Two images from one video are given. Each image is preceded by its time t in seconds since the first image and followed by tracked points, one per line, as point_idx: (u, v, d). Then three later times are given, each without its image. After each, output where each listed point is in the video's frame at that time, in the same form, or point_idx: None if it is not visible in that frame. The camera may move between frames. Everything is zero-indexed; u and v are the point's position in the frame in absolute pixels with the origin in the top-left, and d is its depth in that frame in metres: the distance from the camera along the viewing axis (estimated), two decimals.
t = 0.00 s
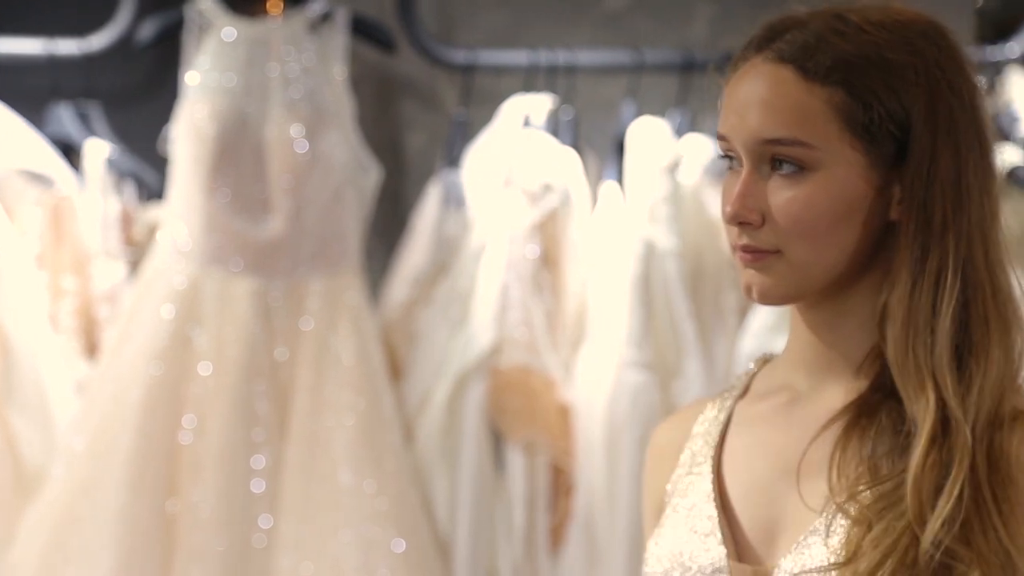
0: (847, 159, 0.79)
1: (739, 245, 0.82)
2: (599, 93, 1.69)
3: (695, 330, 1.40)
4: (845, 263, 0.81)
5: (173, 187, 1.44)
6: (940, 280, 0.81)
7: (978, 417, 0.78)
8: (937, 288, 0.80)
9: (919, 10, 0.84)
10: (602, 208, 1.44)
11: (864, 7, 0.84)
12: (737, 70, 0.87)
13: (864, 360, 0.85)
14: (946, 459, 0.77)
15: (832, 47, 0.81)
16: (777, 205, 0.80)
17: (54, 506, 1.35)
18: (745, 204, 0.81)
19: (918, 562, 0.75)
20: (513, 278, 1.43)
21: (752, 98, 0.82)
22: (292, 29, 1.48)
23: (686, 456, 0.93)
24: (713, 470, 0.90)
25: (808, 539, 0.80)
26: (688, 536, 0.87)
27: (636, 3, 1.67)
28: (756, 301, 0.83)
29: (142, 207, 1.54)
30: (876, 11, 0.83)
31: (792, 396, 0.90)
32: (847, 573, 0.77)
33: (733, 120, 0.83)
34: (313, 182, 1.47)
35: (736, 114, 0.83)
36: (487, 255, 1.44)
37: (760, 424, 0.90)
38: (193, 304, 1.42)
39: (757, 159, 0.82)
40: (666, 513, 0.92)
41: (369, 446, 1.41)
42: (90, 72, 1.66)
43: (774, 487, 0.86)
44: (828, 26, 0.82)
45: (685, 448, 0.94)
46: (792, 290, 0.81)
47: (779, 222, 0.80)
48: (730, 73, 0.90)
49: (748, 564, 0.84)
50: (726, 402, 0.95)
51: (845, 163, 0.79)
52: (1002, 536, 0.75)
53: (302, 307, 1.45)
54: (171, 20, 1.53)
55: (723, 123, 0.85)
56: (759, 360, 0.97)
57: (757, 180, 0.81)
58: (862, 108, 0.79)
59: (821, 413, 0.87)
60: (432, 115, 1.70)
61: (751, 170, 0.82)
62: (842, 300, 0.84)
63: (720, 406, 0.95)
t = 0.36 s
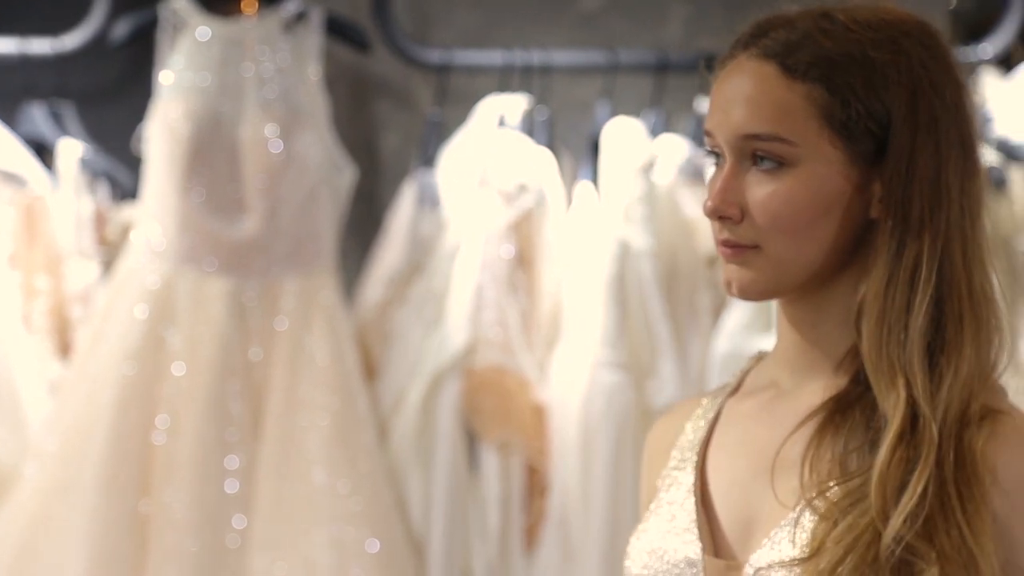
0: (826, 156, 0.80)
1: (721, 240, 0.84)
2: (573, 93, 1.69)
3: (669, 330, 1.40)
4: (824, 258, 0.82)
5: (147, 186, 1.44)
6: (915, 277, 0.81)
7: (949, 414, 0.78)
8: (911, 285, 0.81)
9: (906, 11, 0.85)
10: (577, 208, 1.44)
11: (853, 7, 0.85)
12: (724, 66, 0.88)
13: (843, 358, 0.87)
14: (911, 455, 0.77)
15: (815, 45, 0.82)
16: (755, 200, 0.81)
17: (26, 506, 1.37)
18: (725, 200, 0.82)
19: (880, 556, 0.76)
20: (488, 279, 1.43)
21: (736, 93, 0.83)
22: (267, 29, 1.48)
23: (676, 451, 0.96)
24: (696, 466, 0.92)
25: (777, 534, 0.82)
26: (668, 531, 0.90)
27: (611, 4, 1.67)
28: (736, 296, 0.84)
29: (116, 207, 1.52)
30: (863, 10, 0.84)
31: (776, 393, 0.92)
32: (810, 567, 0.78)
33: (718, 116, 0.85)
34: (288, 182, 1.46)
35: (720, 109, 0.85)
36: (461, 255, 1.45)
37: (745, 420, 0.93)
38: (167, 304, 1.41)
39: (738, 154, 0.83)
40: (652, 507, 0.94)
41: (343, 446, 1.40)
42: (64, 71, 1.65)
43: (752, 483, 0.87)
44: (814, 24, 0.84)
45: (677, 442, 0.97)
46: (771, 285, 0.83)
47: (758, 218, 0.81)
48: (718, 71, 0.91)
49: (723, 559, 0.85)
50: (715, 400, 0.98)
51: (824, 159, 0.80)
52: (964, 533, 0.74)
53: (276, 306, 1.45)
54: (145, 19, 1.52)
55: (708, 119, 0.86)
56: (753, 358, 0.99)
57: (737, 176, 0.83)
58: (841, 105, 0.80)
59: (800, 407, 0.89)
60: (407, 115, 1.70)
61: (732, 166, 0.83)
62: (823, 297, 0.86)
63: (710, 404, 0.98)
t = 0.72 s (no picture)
0: (803, 149, 0.81)
1: (697, 231, 0.85)
2: (543, 92, 1.69)
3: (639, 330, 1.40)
4: (799, 251, 0.83)
5: (114, 185, 1.43)
6: (887, 272, 0.82)
7: (914, 408, 0.79)
8: (883, 280, 0.82)
9: (887, 6, 0.86)
10: (548, 208, 1.44)
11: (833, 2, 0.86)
12: (703, 59, 0.89)
13: (817, 351, 0.88)
14: (873, 449, 0.78)
15: (794, 38, 0.83)
16: (730, 192, 0.82)
17: None
18: (701, 191, 0.83)
19: (838, 551, 0.77)
20: (458, 278, 1.43)
21: (715, 85, 0.84)
22: (234, 27, 1.47)
23: (659, 447, 0.96)
24: (674, 463, 0.92)
25: (742, 530, 0.83)
26: (642, 528, 0.90)
27: (580, 3, 1.68)
28: (711, 288, 0.85)
29: (83, 207, 1.50)
30: (843, 6, 0.85)
31: (754, 386, 0.93)
32: (771, 563, 0.79)
33: (696, 108, 0.85)
34: (256, 181, 1.45)
35: (699, 101, 0.85)
36: (431, 254, 1.45)
37: (723, 415, 0.93)
38: (134, 304, 1.40)
39: (716, 146, 0.84)
40: (632, 503, 0.94)
41: (311, 447, 1.39)
42: (28, 70, 1.63)
43: (723, 479, 0.88)
44: (794, 19, 0.84)
45: (661, 438, 0.97)
46: (745, 277, 0.83)
47: (734, 210, 0.82)
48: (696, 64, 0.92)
49: (693, 555, 0.86)
50: (699, 392, 0.99)
51: (799, 152, 0.81)
52: (921, 528, 0.75)
53: (243, 307, 1.44)
54: (111, 17, 1.51)
55: (687, 112, 0.87)
56: (737, 352, 1.00)
57: (714, 168, 0.83)
58: (817, 98, 0.81)
59: (774, 400, 0.90)
60: (377, 114, 1.70)
61: (709, 158, 0.84)
62: (798, 289, 0.86)
63: (695, 396, 0.99)
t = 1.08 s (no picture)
0: (771, 155, 0.82)
1: (667, 237, 0.85)
2: (511, 92, 1.69)
3: (608, 330, 1.41)
4: (768, 255, 0.84)
5: (80, 185, 1.41)
6: (857, 275, 0.83)
7: (888, 409, 0.80)
8: (853, 283, 0.83)
9: (848, 9, 0.87)
10: (516, 210, 1.44)
11: (795, 6, 0.87)
12: (667, 66, 0.89)
13: (785, 353, 0.89)
14: (851, 452, 0.79)
15: (758, 44, 0.84)
16: (700, 199, 0.83)
17: None
18: (671, 198, 0.83)
19: (816, 551, 0.77)
20: (426, 278, 1.43)
21: (680, 92, 0.85)
22: (201, 26, 1.46)
23: (619, 446, 0.96)
24: (637, 462, 0.93)
25: (714, 530, 0.83)
26: (606, 528, 0.90)
27: (548, 4, 1.68)
28: (682, 293, 0.86)
29: (49, 207, 1.49)
30: (805, 9, 0.86)
31: (717, 388, 0.94)
32: (748, 562, 0.79)
33: (663, 115, 0.86)
34: (224, 182, 1.44)
35: (665, 109, 0.86)
36: (401, 254, 1.45)
37: (686, 415, 0.94)
38: (100, 304, 1.39)
39: (683, 153, 0.84)
40: (593, 503, 0.94)
41: (279, 447, 1.38)
42: None
43: (692, 479, 0.88)
44: (756, 24, 0.85)
45: (621, 437, 0.98)
46: (715, 282, 0.84)
47: (703, 216, 0.83)
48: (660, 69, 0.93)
49: (661, 556, 0.86)
50: (660, 392, 0.99)
51: (768, 157, 0.82)
52: (898, 528, 0.76)
53: (211, 308, 1.43)
54: (77, 16, 1.49)
55: (654, 118, 0.87)
56: (697, 351, 1.01)
57: (682, 175, 0.84)
58: (784, 104, 0.82)
59: (741, 400, 0.91)
60: (345, 114, 1.69)
61: (677, 165, 0.84)
62: (767, 293, 0.88)
63: (655, 396, 0.99)
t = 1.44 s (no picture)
0: (744, 149, 0.83)
1: (642, 233, 0.86)
2: (487, 93, 1.70)
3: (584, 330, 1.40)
4: (742, 250, 0.84)
5: (54, 185, 1.40)
6: (829, 269, 0.84)
7: (860, 401, 0.81)
8: (825, 276, 0.84)
9: (822, 7, 0.88)
10: (492, 211, 1.45)
11: (769, 4, 0.88)
12: (643, 64, 0.91)
13: (762, 350, 0.89)
14: (823, 444, 0.80)
15: (731, 41, 0.85)
16: (673, 193, 0.84)
17: None
18: (645, 194, 0.84)
19: (791, 544, 0.78)
20: (402, 279, 1.43)
21: (655, 88, 0.86)
22: (176, 26, 1.45)
23: (601, 446, 0.97)
24: (618, 461, 0.94)
25: (691, 525, 0.84)
26: (588, 526, 0.91)
27: (524, 4, 1.69)
28: (658, 289, 0.86)
29: (24, 207, 1.48)
30: (779, 7, 0.87)
31: (697, 389, 0.95)
32: (723, 556, 0.80)
33: (637, 112, 0.87)
34: (200, 181, 1.43)
35: (639, 105, 0.87)
36: (377, 254, 1.45)
37: (666, 416, 0.95)
38: (75, 305, 1.38)
39: (657, 149, 0.85)
40: (575, 502, 0.95)
41: (255, 449, 1.38)
42: None
43: (671, 478, 0.89)
44: (730, 21, 0.86)
45: (603, 437, 0.99)
46: (690, 279, 0.85)
47: (677, 211, 0.83)
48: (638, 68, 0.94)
49: (640, 552, 0.87)
50: (641, 393, 1.01)
51: (741, 152, 0.83)
52: (871, 519, 0.77)
53: (186, 309, 1.42)
54: (51, 16, 1.48)
55: (629, 115, 0.88)
56: (679, 353, 1.02)
57: (656, 170, 0.85)
58: (756, 98, 0.83)
59: (720, 399, 0.91)
60: (321, 115, 1.69)
61: (652, 160, 0.85)
62: (742, 288, 0.88)
63: (637, 398, 1.00)
